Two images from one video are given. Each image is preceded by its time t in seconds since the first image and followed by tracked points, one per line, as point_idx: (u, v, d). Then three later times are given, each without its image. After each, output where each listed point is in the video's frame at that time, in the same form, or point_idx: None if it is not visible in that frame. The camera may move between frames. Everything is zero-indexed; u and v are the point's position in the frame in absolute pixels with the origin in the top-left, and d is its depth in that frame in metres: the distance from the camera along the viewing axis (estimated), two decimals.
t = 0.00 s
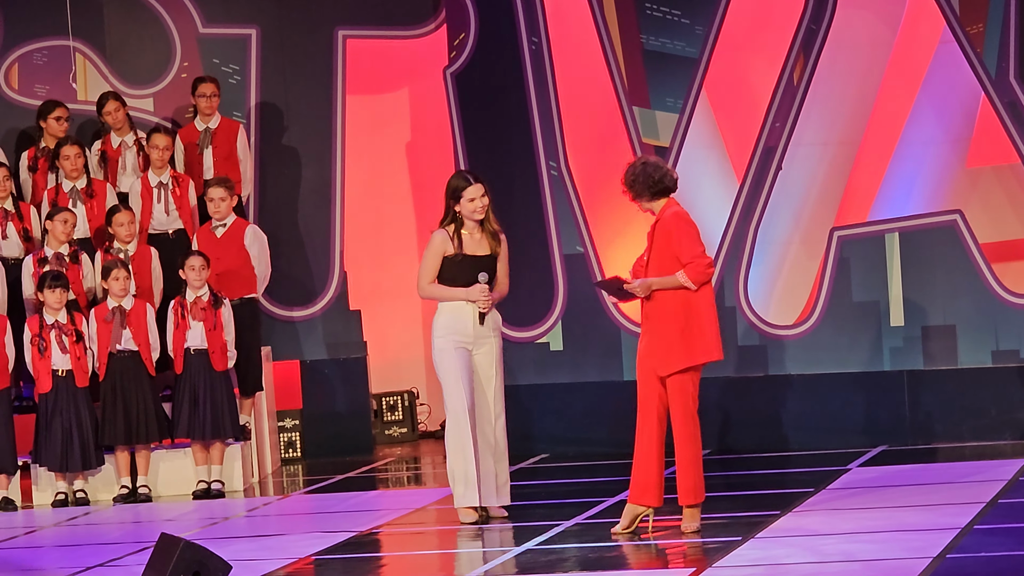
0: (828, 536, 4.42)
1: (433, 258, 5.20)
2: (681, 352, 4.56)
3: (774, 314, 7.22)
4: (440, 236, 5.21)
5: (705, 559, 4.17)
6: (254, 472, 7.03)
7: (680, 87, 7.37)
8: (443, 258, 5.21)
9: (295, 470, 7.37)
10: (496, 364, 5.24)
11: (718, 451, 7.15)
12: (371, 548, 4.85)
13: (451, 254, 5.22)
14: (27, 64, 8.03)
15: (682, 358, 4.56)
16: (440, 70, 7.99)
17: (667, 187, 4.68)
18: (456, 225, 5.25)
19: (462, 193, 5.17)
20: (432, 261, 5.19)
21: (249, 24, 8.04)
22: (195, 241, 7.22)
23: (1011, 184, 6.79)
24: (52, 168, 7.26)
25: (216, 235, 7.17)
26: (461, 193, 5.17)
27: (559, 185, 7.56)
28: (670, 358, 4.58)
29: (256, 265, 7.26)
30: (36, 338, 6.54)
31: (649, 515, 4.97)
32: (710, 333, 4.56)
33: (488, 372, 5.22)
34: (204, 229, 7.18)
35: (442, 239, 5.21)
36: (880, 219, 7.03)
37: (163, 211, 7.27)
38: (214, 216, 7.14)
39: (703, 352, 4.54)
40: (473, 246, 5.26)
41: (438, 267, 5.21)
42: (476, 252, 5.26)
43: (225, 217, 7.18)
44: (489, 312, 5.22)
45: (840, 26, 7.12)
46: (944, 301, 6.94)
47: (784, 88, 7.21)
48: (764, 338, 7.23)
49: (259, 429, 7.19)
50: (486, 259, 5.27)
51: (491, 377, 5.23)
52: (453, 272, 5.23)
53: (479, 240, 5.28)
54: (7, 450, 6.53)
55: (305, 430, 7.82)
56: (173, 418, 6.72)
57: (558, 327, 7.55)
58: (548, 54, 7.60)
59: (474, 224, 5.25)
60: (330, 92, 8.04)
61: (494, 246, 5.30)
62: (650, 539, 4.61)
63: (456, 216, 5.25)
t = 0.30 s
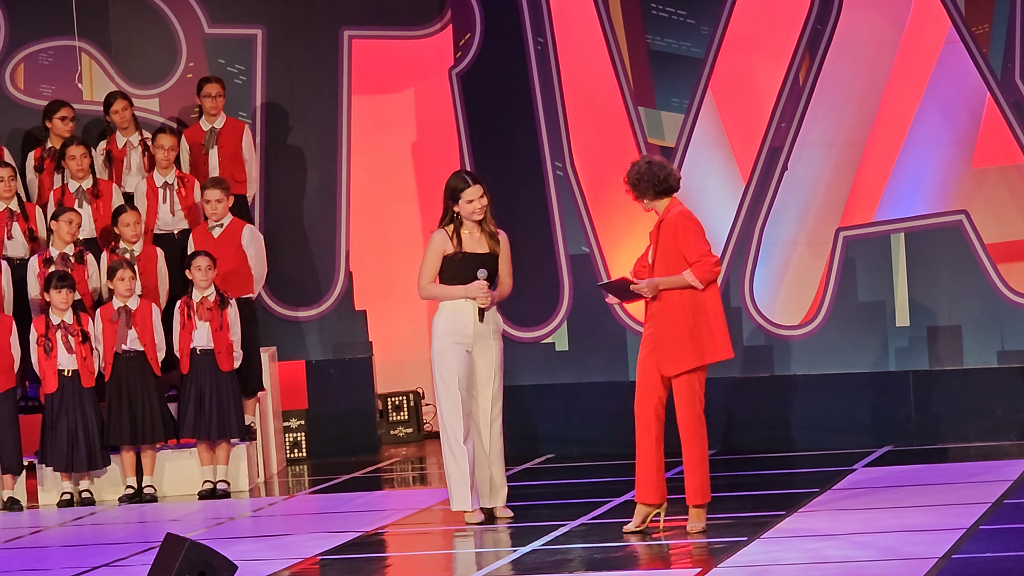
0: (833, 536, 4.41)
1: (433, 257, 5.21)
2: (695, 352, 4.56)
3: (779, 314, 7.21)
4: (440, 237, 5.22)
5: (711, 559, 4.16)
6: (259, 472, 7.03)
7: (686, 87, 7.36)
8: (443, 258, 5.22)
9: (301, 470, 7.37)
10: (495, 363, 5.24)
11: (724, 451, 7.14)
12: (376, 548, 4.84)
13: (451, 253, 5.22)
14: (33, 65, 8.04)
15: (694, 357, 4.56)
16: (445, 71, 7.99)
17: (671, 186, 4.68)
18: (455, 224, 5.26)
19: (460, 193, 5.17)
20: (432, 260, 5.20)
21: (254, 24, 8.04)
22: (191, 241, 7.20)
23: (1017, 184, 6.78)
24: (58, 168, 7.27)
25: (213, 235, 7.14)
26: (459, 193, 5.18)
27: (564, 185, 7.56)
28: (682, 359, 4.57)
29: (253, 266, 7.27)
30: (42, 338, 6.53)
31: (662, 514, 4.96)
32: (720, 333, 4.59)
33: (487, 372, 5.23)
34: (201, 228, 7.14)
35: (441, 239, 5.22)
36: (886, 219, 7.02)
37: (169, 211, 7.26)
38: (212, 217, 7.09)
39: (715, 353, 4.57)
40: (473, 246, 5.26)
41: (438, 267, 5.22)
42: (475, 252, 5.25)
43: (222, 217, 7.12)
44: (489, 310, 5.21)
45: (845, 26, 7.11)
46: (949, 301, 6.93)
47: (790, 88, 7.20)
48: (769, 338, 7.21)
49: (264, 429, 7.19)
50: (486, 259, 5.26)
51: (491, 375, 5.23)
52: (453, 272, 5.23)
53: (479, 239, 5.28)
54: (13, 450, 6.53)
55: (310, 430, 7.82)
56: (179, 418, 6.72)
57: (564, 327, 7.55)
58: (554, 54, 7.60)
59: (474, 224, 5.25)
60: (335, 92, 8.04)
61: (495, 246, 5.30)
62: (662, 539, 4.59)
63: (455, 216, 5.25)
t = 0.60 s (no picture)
0: (840, 536, 4.40)
1: (433, 256, 5.20)
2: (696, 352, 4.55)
3: (786, 314, 7.19)
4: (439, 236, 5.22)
5: (718, 559, 4.15)
6: (266, 472, 7.02)
7: (693, 87, 7.35)
8: (443, 257, 5.21)
9: (307, 470, 7.36)
10: (502, 362, 5.23)
11: (731, 451, 7.13)
12: (383, 548, 4.84)
13: (450, 253, 5.22)
14: (40, 64, 8.04)
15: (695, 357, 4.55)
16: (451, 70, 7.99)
17: (658, 189, 4.65)
18: (454, 224, 5.25)
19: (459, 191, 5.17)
20: (432, 260, 5.19)
21: (261, 24, 8.04)
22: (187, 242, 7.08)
23: None
24: (64, 169, 7.28)
25: (210, 235, 7.03)
26: (458, 192, 5.17)
27: (571, 185, 7.55)
28: (684, 359, 4.55)
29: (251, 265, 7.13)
30: (49, 338, 6.54)
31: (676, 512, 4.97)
32: (722, 331, 4.57)
33: (492, 372, 5.21)
34: (197, 229, 7.04)
35: (440, 238, 5.22)
36: (893, 219, 7.00)
37: (176, 210, 7.26)
38: (208, 218, 6.97)
39: (717, 351, 4.55)
40: (473, 245, 5.25)
41: (439, 266, 5.21)
42: (475, 251, 5.24)
43: (218, 217, 7.00)
44: (490, 304, 5.18)
45: (852, 26, 7.09)
46: (957, 302, 6.91)
47: (797, 88, 7.18)
48: (776, 338, 7.20)
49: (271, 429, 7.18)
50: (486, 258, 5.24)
51: (498, 375, 5.22)
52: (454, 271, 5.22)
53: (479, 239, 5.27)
54: (20, 450, 6.53)
55: (317, 430, 7.81)
56: (186, 418, 6.72)
57: (570, 327, 7.54)
58: (561, 54, 7.59)
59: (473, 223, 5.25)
60: (341, 92, 8.04)
61: (496, 245, 5.28)
62: (679, 536, 4.61)
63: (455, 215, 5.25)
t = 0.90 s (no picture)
0: (847, 534, 4.38)
1: (443, 255, 5.19)
2: (685, 353, 4.54)
3: (793, 312, 7.18)
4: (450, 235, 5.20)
5: (725, 556, 4.14)
6: (274, 469, 7.02)
7: (700, 84, 7.34)
8: (452, 256, 5.20)
9: (315, 468, 7.36)
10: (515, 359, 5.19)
11: (738, 449, 7.12)
12: (390, 546, 4.83)
13: (459, 251, 5.21)
14: (47, 61, 8.04)
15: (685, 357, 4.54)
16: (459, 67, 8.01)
17: (649, 189, 4.65)
18: (462, 222, 5.24)
19: (467, 187, 5.17)
20: (442, 258, 5.18)
21: (269, 21, 8.03)
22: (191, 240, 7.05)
23: None
24: (72, 165, 7.30)
25: (214, 233, 6.99)
26: (466, 189, 5.17)
27: (579, 182, 7.54)
28: (673, 359, 4.56)
29: (254, 260, 7.12)
30: (57, 335, 6.53)
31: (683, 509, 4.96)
32: (710, 331, 4.55)
33: (502, 368, 5.17)
34: (201, 227, 7.01)
35: (448, 237, 5.20)
36: (900, 217, 6.98)
37: (183, 207, 7.24)
38: (211, 216, 6.95)
39: (705, 350, 4.53)
40: (482, 244, 5.24)
41: (449, 265, 5.20)
42: (484, 249, 5.23)
43: (221, 215, 6.98)
44: (499, 304, 5.16)
45: (860, 23, 7.07)
46: (964, 300, 6.89)
47: (805, 86, 7.16)
48: (783, 336, 7.19)
49: (278, 425, 7.18)
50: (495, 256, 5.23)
51: (510, 371, 5.17)
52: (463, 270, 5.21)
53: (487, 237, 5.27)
54: (27, 447, 6.53)
55: (324, 427, 7.81)
56: (193, 415, 6.72)
57: (578, 325, 7.53)
58: (569, 51, 7.58)
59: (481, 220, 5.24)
60: (349, 89, 8.03)
61: (504, 243, 5.28)
62: (686, 535, 4.58)
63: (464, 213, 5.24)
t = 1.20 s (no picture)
0: (857, 530, 4.36)
1: (462, 253, 5.21)
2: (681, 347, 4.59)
3: (803, 308, 7.16)
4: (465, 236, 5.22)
5: (735, 553, 4.12)
6: (284, 465, 7.02)
7: (710, 81, 7.32)
8: (471, 254, 5.21)
9: (325, 464, 7.35)
10: (535, 354, 5.15)
11: (748, 446, 7.09)
12: (399, 542, 4.82)
13: (478, 249, 5.22)
14: (57, 58, 8.02)
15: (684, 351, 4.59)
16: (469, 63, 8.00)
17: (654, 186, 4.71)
18: (482, 219, 5.25)
19: (485, 185, 5.17)
20: (461, 256, 5.20)
21: (279, 18, 8.02)
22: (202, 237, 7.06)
23: None
24: (81, 162, 7.29)
25: (225, 230, 7.00)
26: (484, 186, 5.17)
27: (589, 179, 7.52)
28: (670, 353, 4.60)
29: (264, 258, 7.10)
30: (66, 331, 6.53)
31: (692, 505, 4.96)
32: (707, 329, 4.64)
33: (522, 363, 5.14)
34: (212, 224, 7.02)
35: (467, 234, 5.22)
36: (910, 213, 6.95)
37: (194, 204, 7.23)
38: (222, 212, 6.94)
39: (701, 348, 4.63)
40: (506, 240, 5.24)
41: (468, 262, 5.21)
42: (503, 245, 5.22)
43: (231, 212, 6.98)
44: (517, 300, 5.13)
45: (870, 20, 7.04)
46: (974, 296, 6.86)
47: (814, 83, 7.13)
48: (794, 332, 7.17)
49: (288, 422, 7.17)
50: (514, 251, 5.21)
51: (529, 367, 5.14)
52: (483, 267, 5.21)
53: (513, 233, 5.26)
54: (37, 444, 6.53)
55: (334, 423, 7.80)
56: (203, 412, 6.71)
57: (588, 322, 7.51)
58: (579, 48, 7.56)
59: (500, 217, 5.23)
60: (359, 86, 8.03)
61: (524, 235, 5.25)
62: (694, 531, 4.57)
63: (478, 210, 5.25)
